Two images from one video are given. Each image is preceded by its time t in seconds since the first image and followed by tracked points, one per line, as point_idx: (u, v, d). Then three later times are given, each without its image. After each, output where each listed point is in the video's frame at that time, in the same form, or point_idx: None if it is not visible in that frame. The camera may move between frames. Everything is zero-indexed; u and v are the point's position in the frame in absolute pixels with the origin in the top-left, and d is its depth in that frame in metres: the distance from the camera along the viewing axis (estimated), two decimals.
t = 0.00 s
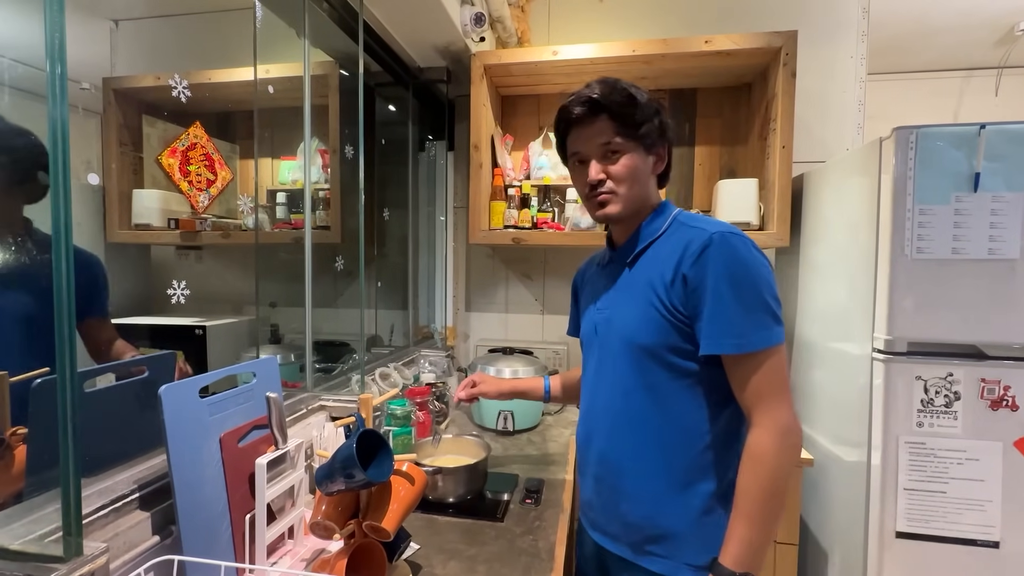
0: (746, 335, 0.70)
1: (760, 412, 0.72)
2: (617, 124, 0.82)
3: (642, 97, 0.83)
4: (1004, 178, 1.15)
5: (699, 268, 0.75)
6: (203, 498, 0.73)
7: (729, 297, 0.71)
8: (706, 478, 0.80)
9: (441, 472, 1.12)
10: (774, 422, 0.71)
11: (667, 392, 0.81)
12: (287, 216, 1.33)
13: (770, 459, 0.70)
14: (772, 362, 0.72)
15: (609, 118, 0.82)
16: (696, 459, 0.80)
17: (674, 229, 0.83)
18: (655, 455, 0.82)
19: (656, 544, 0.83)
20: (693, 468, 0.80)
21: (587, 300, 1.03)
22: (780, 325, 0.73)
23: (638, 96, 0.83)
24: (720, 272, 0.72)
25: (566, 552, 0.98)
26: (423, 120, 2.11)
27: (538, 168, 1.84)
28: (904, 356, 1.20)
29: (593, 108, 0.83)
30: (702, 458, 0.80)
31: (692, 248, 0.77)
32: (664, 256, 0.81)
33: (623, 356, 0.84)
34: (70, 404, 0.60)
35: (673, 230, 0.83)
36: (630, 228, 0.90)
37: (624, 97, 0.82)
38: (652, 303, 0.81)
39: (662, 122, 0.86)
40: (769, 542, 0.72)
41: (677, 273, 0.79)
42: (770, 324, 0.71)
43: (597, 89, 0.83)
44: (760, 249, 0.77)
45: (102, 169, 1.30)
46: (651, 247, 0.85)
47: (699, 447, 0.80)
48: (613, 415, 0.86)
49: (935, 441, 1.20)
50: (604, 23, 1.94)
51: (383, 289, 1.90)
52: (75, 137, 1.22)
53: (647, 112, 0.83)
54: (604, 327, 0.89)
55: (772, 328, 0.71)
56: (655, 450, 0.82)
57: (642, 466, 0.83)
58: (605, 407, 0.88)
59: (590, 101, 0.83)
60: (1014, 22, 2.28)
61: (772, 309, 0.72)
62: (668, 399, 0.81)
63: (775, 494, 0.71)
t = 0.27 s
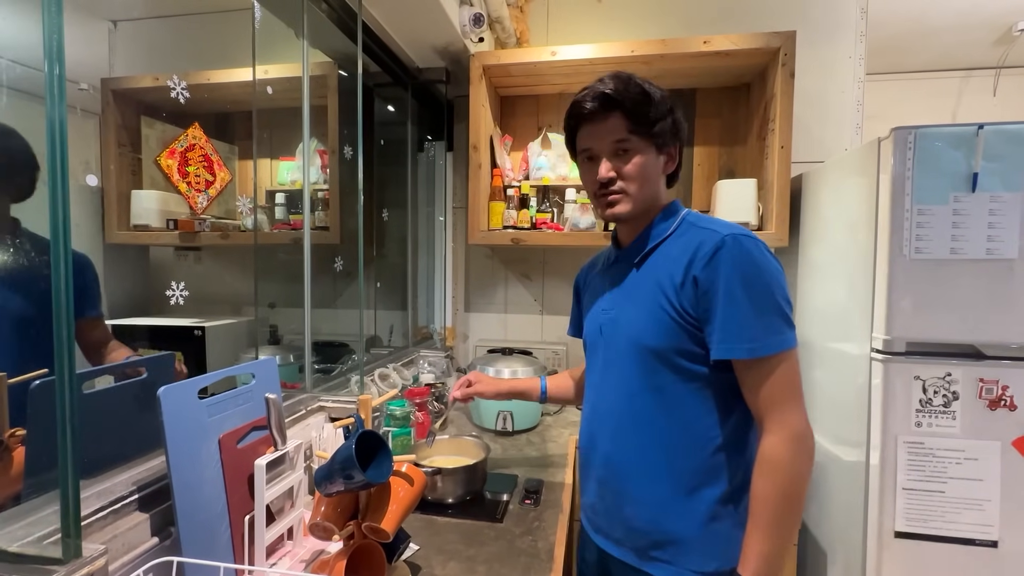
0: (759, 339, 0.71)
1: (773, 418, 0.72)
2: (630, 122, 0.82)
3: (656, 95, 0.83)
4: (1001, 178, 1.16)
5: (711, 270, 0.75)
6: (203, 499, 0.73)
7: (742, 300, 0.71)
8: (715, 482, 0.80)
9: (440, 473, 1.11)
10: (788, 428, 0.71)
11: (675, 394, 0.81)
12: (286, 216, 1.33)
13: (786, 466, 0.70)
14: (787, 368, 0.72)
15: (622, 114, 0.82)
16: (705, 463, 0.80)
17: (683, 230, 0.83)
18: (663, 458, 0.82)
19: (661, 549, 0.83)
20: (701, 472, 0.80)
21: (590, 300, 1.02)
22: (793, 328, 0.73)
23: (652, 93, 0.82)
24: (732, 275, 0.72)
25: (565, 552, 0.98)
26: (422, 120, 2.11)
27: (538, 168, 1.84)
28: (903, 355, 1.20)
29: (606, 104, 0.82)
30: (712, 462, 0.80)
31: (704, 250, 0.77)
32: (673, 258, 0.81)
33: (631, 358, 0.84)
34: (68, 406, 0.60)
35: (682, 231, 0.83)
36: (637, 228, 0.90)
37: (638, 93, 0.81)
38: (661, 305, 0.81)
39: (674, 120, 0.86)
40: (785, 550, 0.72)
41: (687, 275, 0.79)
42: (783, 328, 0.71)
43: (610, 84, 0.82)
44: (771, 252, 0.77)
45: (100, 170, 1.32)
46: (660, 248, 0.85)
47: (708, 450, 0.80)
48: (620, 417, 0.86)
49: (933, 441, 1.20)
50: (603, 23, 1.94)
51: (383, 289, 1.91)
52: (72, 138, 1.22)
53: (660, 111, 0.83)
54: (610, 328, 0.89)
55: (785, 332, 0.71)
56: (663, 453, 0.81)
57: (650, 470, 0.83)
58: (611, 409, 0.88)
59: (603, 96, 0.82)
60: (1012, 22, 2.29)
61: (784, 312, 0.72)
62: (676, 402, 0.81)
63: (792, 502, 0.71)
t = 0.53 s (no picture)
0: (763, 341, 0.71)
1: (781, 421, 0.72)
2: (628, 121, 0.82)
3: (654, 93, 0.83)
4: (998, 178, 1.16)
5: (713, 271, 0.75)
6: (202, 500, 0.73)
7: (745, 302, 0.71)
8: (722, 485, 0.80)
9: (440, 473, 1.11)
10: (798, 430, 0.71)
11: (678, 396, 0.81)
12: (285, 217, 1.33)
13: (795, 468, 0.71)
14: (792, 369, 0.72)
15: (621, 113, 0.82)
16: (710, 465, 0.80)
17: (683, 230, 0.83)
18: (668, 461, 0.82)
19: (669, 554, 0.82)
20: (706, 475, 0.80)
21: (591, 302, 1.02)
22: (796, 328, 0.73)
23: (651, 91, 0.82)
24: (735, 276, 0.72)
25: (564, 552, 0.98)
26: (421, 121, 2.10)
27: (536, 169, 1.84)
28: (901, 355, 1.21)
29: (604, 102, 0.82)
30: (717, 464, 0.80)
31: (706, 251, 0.77)
32: (675, 260, 0.81)
33: (634, 360, 0.84)
34: (67, 408, 0.60)
35: (683, 232, 0.83)
36: (636, 228, 0.90)
37: (636, 91, 0.81)
38: (664, 307, 0.81)
39: (672, 119, 0.86)
40: (798, 553, 0.72)
41: (689, 276, 0.79)
42: (787, 328, 0.72)
43: (608, 82, 0.82)
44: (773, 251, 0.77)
45: (99, 171, 1.32)
46: (662, 249, 0.85)
47: (713, 453, 0.80)
48: (623, 420, 0.86)
49: (932, 441, 1.20)
50: (601, 24, 1.95)
51: (382, 290, 1.91)
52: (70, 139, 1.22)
53: (658, 109, 0.83)
54: (612, 331, 0.89)
55: (789, 332, 0.71)
56: (668, 456, 0.82)
57: (655, 474, 0.83)
58: (614, 412, 0.88)
59: (601, 95, 0.82)
60: (1010, 23, 2.29)
61: (788, 312, 0.72)
62: (679, 404, 0.81)
63: (803, 505, 0.71)
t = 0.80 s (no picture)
0: (763, 347, 0.71)
1: (776, 427, 0.72)
2: (646, 116, 0.82)
3: (674, 90, 0.83)
4: (997, 178, 1.16)
5: (715, 276, 0.75)
6: (201, 501, 0.73)
7: (746, 307, 0.71)
8: (717, 487, 0.80)
9: (439, 473, 1.11)
10: (793, 438, 0.71)
11: (677, 398, 0.81)
12: (284, 217, 1.34)
13: (787, 473, 0.70)
14: (790, 379, 0.72)
15: (639, 108, 0.81)
16: (707, 468, 0.80)
17: (687, 233, 0.83)
18: (664, 463, 0.82)
19: (662, 553, 0.83)
20: (701, 477, 0.80)
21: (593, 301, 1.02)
22: (797, 336, 0.73)
23: (671, 88, 0.82)
24: (737, 281, 0.72)
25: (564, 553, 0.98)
26: (421, 121, 2.10)
27: (535, 169, 1.84)
28: (900, 355, 1.21)
29: (623, 95, 0.82)
30: (714, 467, 0.80)
31: (708, 255, 0.77)
32: (677, 262, 0.81)
33: (633, 360, 0.84)
34: (67, 408, 0.60)
35: (687, 234, 0.83)
36: (642, 226, 0.90)
37: (657, 87, 0.81)
38: (664, 309, 0.81)
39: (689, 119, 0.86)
40: (786, 557, 0.71)
41: (691, 280, 0.78)
42: (787, 336, 0.71)
43: (629, 74, 0.81)
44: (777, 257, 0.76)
45: (98, 171, 1.32)
46: (664, 251, 0.85)
47: (710, 456, 0.80)
48: (621, 419, 0.86)
49: (931, 440, 1.20)
50: (601, 24, 1.95)
51: (381, 290, 1.90)
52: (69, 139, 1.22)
53: (676, 108, 0.83)
54: (613, 331, 0.89)
55: (788, 339, 0.71)
56: (665, 457, 0.82)
57: (651, 474, 0.83)
58: (612, 411, 0.88)
59: (621, 87, 0.81)
60: (1008, 22, 2.29)
61: (790, 320, 0.72)
62: (677, 406, 0.81)
63: (791, 510, 0.71)
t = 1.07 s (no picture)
0: (766, 351, 0.71)
1: (776, 431, 0.72)
2: (658, 118, 0.81)
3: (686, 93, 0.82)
4: (997, 178, 1.16)
5: (718, 279, 0.75)
6: (201, 502, 0.73)
7: (749, 311, 0.71)
8: (717, 488, 0.80)
9: (439, 474, 1.11)
10: (792, 442, 0.71)
11: (679, 399, 0.81)
12: (284, 218, 1.34)
13: (786, 476, 0.70)
14: (793, 384, 0.72)
15: (652, 109, 0.81)
16: (707, 470, 0.80)
17: (691, 235, 0.83)
18: (665, 464, 0.82)
19: (661, 553, 0.83)
20: (701, 478, 0.80)
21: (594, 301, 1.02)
22: (799, 340, 0.73)
23: (684, 90, 0.82)
24: (741, 285, 0.72)
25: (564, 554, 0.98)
26: (420, 121, 2.10)
27: (535, 170, 1.84)
28: (900, 355, 1.21)
29: (636, 95, 0.80)
30: (714, 468, 0.80)
31: (712, 257, 0.76)
32: (681, 264, 0.81)
33: (635, 362, 0.84)
34: (66, 408, 0.60)
35: (690, 236, 0.83)
36: (644, 228, 0.90)
37: (671, 89, 0.80)
38: (667, 311, 0.81)
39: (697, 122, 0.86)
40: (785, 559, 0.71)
41: (694, 282, 0.78)
42: (790, 339, 0.72)
43: (644, 74, 0.80)
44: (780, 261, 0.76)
45: (97, 172, 1.31)
46: (667, 252, 0.85)
47: (711, 457, 0.80)
48: (622, 420, 0.86)
49: (931, 440, 1.20)
50: (600, 25, 1.94)
51: (381, 291, 1.90)
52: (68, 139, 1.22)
53: (687, 111, 0.83)
54: (615, 331, 0.89)
55: (791, 344, 0.71)
56: (666, 458, 0.81)
57: (651, 474, 0.83)
58: (613, 411, 0.88)
59: (635, 87, 0.80)
60: (1007, 23, 2.29)
61: (792, 324, 0.72)
62: (679, 408, 0.81)
63: (788, 512, 0.71)
